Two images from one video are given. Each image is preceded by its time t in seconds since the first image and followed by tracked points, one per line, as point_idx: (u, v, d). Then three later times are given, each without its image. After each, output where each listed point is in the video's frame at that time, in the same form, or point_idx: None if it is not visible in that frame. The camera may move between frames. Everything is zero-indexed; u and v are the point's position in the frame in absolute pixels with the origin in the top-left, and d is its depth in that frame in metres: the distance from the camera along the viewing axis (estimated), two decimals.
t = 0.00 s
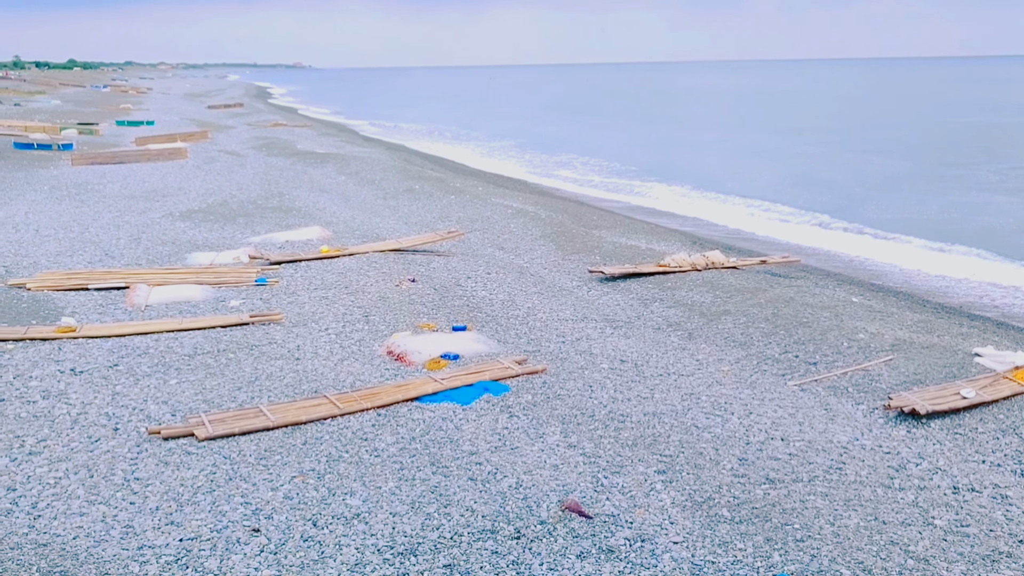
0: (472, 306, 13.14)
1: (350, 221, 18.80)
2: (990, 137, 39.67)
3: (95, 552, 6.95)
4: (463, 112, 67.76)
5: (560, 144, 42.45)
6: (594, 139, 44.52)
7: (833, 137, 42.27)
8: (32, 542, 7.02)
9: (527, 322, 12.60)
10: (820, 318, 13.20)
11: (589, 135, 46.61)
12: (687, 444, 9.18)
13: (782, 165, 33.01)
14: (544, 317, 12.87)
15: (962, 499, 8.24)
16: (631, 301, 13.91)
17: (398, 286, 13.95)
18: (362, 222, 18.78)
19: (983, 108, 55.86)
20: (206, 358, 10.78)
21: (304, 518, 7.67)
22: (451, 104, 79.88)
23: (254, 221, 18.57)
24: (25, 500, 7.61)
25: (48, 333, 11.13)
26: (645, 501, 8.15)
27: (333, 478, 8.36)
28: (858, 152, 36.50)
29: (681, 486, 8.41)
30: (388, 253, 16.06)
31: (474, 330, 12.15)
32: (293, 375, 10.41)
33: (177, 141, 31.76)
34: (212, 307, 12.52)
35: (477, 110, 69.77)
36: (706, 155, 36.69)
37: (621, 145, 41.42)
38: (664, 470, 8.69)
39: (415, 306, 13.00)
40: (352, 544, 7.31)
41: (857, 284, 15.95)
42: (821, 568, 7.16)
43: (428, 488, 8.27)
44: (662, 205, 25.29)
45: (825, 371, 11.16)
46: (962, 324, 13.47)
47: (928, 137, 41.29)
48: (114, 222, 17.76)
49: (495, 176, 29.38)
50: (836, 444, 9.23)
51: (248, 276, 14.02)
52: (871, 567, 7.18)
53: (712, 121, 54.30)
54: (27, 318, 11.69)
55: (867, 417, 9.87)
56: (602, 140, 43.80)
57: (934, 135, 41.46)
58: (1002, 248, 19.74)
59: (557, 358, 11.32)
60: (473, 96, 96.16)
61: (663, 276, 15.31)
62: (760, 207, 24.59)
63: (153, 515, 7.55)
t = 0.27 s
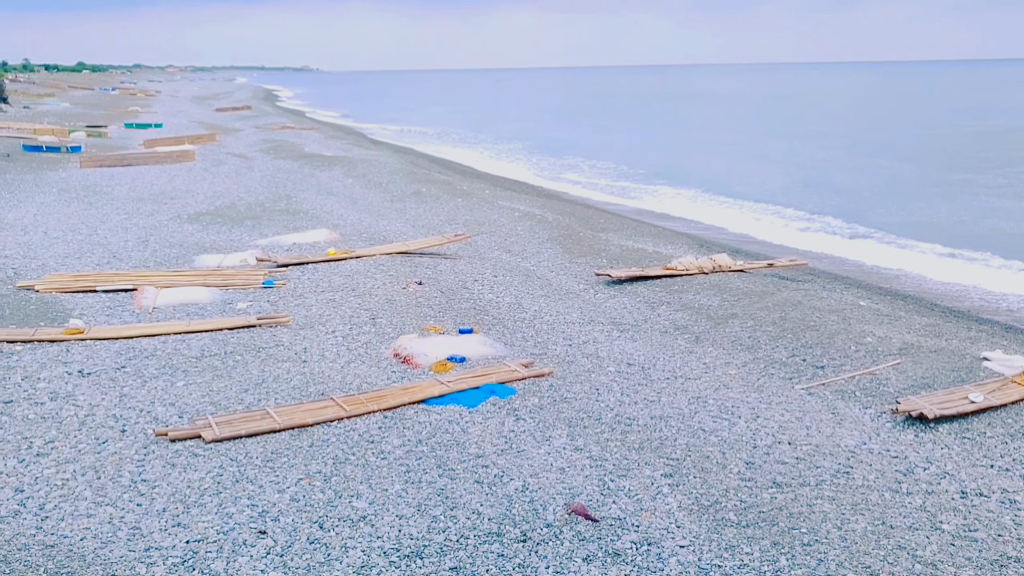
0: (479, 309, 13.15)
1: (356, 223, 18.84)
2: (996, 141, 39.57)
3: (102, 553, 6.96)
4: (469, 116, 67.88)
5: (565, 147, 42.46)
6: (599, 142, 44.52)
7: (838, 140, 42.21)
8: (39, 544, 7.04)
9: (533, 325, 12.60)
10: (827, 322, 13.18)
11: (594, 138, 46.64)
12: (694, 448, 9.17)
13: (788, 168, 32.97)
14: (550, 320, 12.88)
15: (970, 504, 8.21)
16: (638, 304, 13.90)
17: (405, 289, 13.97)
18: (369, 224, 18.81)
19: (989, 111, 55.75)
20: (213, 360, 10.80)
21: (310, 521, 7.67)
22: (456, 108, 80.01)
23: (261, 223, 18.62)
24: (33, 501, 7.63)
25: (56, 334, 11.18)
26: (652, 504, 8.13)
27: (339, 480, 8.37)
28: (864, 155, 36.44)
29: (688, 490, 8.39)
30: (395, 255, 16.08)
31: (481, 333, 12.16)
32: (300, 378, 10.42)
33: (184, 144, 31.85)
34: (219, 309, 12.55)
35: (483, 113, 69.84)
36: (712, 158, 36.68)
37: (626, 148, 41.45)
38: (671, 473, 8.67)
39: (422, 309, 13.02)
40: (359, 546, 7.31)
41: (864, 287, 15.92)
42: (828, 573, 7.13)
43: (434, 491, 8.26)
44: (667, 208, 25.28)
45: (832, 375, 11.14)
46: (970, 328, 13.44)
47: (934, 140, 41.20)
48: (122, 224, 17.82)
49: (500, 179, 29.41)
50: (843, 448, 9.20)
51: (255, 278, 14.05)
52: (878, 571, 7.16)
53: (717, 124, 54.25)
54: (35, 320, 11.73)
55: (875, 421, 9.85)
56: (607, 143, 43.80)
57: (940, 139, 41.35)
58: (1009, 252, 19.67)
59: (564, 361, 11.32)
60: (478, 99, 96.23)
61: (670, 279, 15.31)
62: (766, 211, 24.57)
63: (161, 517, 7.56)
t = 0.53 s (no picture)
0: (482, 312, 13.15)
1: (360, 226, 18.87)
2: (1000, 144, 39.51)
3: (106, 555, 6.97)
4: (472, 118, 67.94)
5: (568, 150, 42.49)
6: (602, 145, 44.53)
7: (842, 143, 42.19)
8: (43, 545, 7.05)
9: (537, 327, 12.60)
10: (831, 325, 13.16)
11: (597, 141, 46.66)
12: (698, 451, 9.16)
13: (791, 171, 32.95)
14: (554, 322, 12.88)
15: (975, 508, 8.18)
16: (642, 307, 13.90)
17: (408, 291, 13.98)
18: (373, 227, 18.84)
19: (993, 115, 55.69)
20: (217, 363, 10.82)
21: (314, 523, 7.67)
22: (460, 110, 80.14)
23: (265, 225, 18.65)
24: (37, 503, 7.64)
25: (61, 336, 11.21)
26: (655, 507, 8.12)
27: (343, 483, 8.36)
28: (868, 158, 36.41)
29: (691, 493, 8.38)
30: (399, 258, 16.09)
31: (485, 335, 12.17)
32: (303, 380, 10.43)
33: (189, 146, 31.92)
34: (223, 312, 12.57)
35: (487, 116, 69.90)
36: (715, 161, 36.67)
37: (629, 151, 41.46)
38: (674, 477, 8.66)
39: (426, 311, 13.03)
40: (362, 549, 7.31)
41: (868, 291, 15.90)
42: None
43: (437, 494, 8.26)
44: (670, 211, 25.27)
45: (836, 378, 11.12)
46: (975, 332, 13.41)
47: (937, 143, 41.13)
48: (127, 226, 17.86)
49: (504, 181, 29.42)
50: (848, 452, 9.18)
51: (259, 280, 14.07)
52: None
53: (720, 127, 54.24)
54: (40, 322, 11.75)
55: (879, 424, 9.83)
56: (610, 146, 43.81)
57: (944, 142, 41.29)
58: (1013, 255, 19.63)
59: (568, 363, 11.32)
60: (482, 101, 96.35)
61: (674, 282, 15.31)
62: (769, 214, 24.55)
63: (164, 519, 7.57)
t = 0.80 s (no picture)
0: (484, 315, 13.15)
1: (362, 229, 18.88)
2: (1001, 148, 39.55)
3: (107, 558, 6.96)
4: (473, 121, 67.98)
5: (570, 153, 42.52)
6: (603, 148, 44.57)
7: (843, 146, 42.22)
8: (44, 549, 7.04)
9: (539, 331, 12.60)
10: (833, 328, 13.16)
11: (598, 144, 46.69)
12: (699, 454, 9.16)
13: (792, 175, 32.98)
14: (555, 326, 12.88)
15: (977, 511, 8.17)
16: (644, 310, 13.90)
17: (410, 294, 13.98)
18: (374, 230, 18.86)
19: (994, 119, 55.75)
20: (219, 366, 10.82)
21: (315, 527, 7.66)
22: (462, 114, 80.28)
23: (267, 229, 18.67)
24: (38, 506, 7.63)
25: (62, 340, 11.21)
26: (657, 511, 8.11)
27: (344, 486, 8.36)
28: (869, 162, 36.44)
29: (693, 497, 8.37)
30: (400, 261, 16.10)
31: (486, 339, 12.17)
32: (305, 383, 10.42)
33: (190, 150, 31.96)
34: (225, 315, 12.57)
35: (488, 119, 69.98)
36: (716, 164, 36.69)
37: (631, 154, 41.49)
38: (676, 480, 8.65)
39: (428, 314, 13.03)
40: (364, 553, 7.30)
41: (869, 294, 15.90)
42: None
43: (439, 497, 8.25)
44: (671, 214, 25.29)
45: (838, 382, 11.11)
46: (976, 335, 13.41)
47: (937, 147, 41.17)
48: (129, 230, 17.87)
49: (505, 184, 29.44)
50: (850, 455, 9.18)
51: (260, 284, 14.08)
52: None
53: (721, 130, 54.28)
54: (42, 325, 11.75)
55: (881, 428, 9.83)
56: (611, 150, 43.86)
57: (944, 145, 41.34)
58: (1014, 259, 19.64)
59: (569, 367, 11.32)
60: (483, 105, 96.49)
61: (675, 285, 15.31)
62: (770, 217, 24.57)
63: (165, 522, 7.56)
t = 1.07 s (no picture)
0: (483, 318, 13.15)
1: (361, 232, 18.89)
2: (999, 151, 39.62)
3: (105, 562, 6.95)
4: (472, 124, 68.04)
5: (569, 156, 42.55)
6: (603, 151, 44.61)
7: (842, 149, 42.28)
8: (42, 552, 7.02)
9: (538, 334, 12.60)
10: (832, 331, 13.16)
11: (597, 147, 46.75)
12: (698, 457, 9.15)
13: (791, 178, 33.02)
14: (554, 329, 12.88)
15: (976, 514, 8.17)
16: (643, 313, 13.90)
17: (409, 297, 13.99)
18: (373, 233, 18.87)
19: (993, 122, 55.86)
20: (218, 369, 10.81)
21: (313, 530, 7.65)
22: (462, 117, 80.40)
23: (266, 232, 18.67)
24: (36, 509, 7.62)
25: (61, 343, 11.20)
26: (655, 514, 8.11)
27: (343, 489, 8.35)
28: (868, 164, 36.48)
29: (692, 500, 8.37)
30: (399, 264, 16.10)
31: (485, 342, 12.17)
32: (303, 386, 10.41)
33: (190, 153, 31.98)
34: (224, 318, 12.57)
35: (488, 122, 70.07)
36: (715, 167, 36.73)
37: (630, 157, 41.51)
38: (675, 483, 8.65)
39: (426, 317, 13.03)
40: (362, 556, 7.29)
41: (868, 296, 15.91)
42: None
43: (438, 500, 8.24)
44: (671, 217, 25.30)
45: (837, 384, 11.12)
46: (974, 338, 13.42)
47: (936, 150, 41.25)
48: (128, 233, 17.87)
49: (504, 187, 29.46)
50: (848, 458, 9.18)
51: (259, 287, 14.08)
52: None
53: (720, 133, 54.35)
54: (40, 329, 11.74)
55: (880, 431, 9.83)
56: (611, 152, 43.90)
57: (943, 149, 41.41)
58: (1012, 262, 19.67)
59: (568, 370, 11.32)
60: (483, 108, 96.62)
61: (674, 288, 15.32)
62: (770, 220, 24.60)
63: (163, 526, 7.54)
